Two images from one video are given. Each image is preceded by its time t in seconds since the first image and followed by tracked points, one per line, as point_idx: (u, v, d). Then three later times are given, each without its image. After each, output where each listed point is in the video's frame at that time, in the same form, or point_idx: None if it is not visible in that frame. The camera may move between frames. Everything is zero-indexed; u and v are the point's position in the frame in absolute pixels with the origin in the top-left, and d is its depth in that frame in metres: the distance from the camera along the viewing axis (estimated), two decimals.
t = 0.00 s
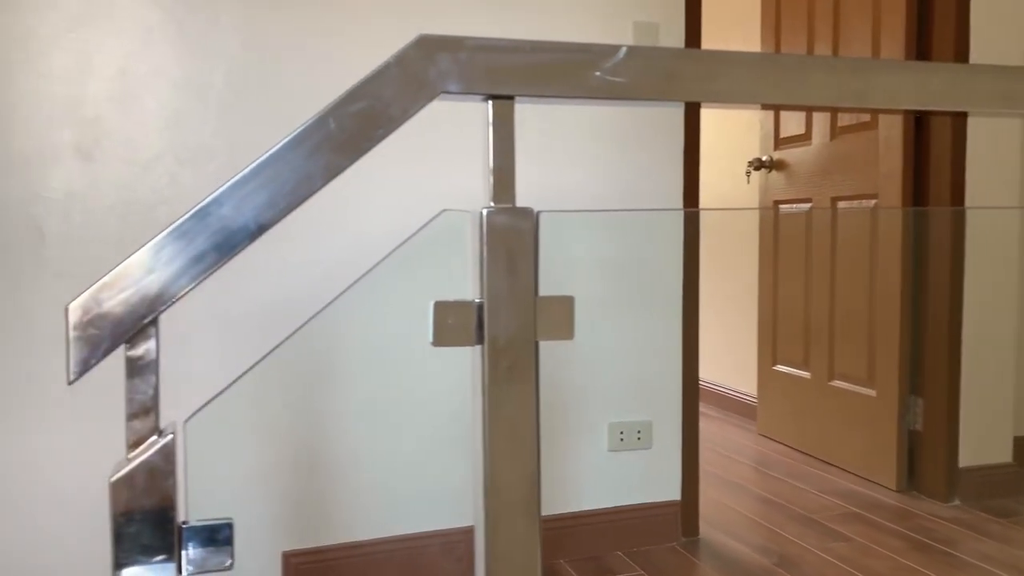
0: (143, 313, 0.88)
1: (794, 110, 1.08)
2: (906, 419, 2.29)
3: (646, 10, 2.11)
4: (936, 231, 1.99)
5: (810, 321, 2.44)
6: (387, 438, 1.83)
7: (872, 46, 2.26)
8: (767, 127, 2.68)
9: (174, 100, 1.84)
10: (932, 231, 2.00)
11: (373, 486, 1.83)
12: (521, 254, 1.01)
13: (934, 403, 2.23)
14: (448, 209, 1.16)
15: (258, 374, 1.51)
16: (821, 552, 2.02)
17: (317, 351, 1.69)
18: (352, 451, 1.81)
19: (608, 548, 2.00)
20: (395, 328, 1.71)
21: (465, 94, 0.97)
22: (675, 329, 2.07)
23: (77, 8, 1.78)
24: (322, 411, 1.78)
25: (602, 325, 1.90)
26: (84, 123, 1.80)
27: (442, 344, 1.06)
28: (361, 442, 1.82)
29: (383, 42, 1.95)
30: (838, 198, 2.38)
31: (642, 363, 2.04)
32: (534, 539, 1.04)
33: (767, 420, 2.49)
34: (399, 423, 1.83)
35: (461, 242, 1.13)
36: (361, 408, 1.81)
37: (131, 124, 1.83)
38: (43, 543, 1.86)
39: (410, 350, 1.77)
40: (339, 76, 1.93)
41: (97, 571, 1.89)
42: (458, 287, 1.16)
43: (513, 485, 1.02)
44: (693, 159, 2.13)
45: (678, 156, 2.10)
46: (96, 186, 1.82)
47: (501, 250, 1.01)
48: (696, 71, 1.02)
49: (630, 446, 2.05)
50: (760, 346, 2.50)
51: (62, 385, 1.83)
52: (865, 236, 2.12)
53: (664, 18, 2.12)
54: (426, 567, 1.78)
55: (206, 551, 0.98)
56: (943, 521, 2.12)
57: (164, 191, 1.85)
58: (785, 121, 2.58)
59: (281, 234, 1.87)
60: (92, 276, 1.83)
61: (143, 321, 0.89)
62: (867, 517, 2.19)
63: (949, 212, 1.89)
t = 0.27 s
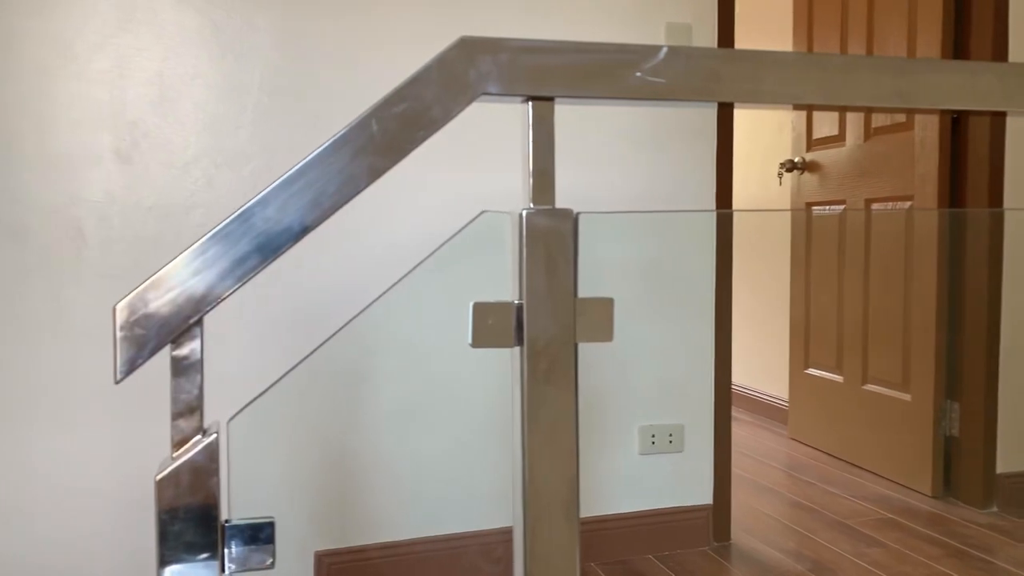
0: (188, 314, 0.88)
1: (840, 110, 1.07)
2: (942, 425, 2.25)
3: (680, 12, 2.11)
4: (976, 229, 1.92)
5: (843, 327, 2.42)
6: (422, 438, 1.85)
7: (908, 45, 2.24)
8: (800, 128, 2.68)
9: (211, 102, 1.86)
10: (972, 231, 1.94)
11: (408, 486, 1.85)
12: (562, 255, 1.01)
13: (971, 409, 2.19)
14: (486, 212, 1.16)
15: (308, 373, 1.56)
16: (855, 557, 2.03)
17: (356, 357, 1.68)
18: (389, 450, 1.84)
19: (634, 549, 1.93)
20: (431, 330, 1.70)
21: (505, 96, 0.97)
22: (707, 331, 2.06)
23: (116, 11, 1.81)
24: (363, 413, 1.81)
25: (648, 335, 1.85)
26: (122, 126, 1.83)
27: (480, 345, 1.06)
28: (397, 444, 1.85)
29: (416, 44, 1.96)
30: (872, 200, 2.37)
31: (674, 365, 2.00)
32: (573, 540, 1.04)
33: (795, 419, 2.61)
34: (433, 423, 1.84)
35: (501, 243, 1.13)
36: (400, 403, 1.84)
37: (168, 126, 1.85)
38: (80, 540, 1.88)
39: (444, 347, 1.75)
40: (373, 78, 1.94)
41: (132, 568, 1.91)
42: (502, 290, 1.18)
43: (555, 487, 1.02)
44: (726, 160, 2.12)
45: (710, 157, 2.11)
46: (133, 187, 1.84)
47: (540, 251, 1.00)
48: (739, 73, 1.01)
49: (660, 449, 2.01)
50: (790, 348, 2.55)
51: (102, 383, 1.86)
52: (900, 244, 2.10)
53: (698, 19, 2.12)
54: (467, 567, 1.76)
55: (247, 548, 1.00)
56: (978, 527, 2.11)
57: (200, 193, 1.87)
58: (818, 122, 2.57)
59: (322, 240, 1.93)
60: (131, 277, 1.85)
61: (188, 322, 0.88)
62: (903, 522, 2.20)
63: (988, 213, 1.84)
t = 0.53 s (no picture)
0: (219, 316, 0.88)
1: (870, 112, 1.06)
2: (967, 429, 2.21)
3: (702, 13, 2.10)
4: (1001, 234, 1.88)
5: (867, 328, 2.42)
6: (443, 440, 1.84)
7: (932, 46, 2.22)
8: (822, 130, 2.66)
9: (235, 105, 1.88)
10: (997, 234, 1.89)
11: (425, 489, 1.84)
12: (589, 258, 1.01)
13: (996, 413, 2.14)
14: (514, 215, 1.19)
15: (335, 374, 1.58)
16: (879, 562, 2.00)
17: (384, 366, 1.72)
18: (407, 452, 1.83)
19: (656, 552, 1.95)
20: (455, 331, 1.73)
21: (532, 99, 0.97)
22: (730, 333, 2.05)
23: (143, 15, 1.83)
24: (380, 425, 1.80)
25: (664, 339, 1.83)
26: (148, 128, 1.85)
27: (507, 348, 1.07)
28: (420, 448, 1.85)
29: (438, 46, 1.97)
30: (895, 202, 2.37)
31: (696, 367, 1.99)
32: (599, 540, 1.03)
33: (819, 424, 2.62)
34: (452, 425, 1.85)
35: (528, 246, 1.13)
36: (407, 415, 1.81)
37: (193, 129, 1.87)
38: (106, 539, 1.90)
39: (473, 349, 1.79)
40: (395, 80, 1.95)
41: (157, 567, 1.92)
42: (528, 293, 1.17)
43: (583, 488, 1.02)
44: (748, 162, 2.11)
45: (732, 159, 2.10)
46: (159, 190, 1.86)
47: (567, 256, 1.01)
48: (766, 74, 1.01)
49: (682, 453, 2.01)
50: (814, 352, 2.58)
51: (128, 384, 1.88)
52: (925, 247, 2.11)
53: (721, 20, 2.11)
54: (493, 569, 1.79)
55: (276, 548, 1.01)
56: (1004, 532, 2.08)
57: (225, 195, 1.89)
58: (841, 124, 2.56)
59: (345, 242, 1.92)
60: (156, 279, 1.87)
61: (218, 323, 0.88)
62: (928, 528, 2.16)
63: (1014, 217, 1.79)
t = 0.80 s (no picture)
0: (240, 318, 0.88)
1: (887, 114, 1.06)
2: (983, 432, 2.19)
3: (717, 16, 2.11)
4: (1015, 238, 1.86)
5: (880, 331, 2.41)
6: (460, 440, 1.89)
7: (948, 47, 2.21)
8: (836, 132, 2.65)
9: (252, 108, 1.89)
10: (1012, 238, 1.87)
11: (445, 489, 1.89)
12: (606, 260, 1.01)
13: (1012, 416, 2.12)
14: (528, 218, 1.21)
15: (353, 378, 1.55)
16: (894, 566, 2.00)
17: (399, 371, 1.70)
18: (426, 451, 1.88)
19: (671, 553, 1.95)
20: (468, 333, 1.73)
21: (550, 102, 0.97)
22: (744, 337, 2.05)
23: (161, 19, 1.84)
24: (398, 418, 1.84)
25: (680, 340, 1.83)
26: (166, 131, 1.86)
27: (526, 351, 1.08)
28: (436, 449, 1.88)
29: (454, 50, 1.97)
30: (909, 204, 2.36)
31: (710, 370, 2.00)
32: (617, 543, 1.04)
33: (833, 427, 2.59)
34: (464, 426, 1.89)
35: (545, 249, 1.14)
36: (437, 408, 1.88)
37: (210, 131, 1.88)
38: (121, 539, 1.91)
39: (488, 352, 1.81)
40: (410, 83, 1.96)
41: (175, 567, 1.94)
42: (545, 296, 1.17)
43: (599, 491, 1.02)
44: (763, 165, 2.11)
45: (747, 162, 2.10)
46: (177, 192, 1.87)
47: (584, 259, 1.01)
48: (784, 77, 1.01)
49: (696, 456, 2.01)
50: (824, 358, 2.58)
51: (145, 385, 1.90)
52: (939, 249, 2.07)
53: (736, 23, 2.11)
54: (508, 569, 1.75)
55: (294, 549, 1.01)
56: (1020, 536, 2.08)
57: (242, 197, 1.90)
58: (855, 125, 2.55)
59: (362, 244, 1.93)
60: (174, 280, 1.89)
61: (238, 324, 0.88)
62: (944, 532, 2.16)
63: None
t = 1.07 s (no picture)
0: (248, 316, 0.88)
1: (895, 114, 1.06)
2: (989, 433, 2.19)
3: (724, 16, 2.11)
4: None
5: (888, 330, 2.40)
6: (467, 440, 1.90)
7: (955, 46, 2.20)
8: (843, 132, 2.65)
9: (258, 107, 1.89)
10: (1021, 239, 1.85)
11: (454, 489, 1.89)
12: (613, 259, 1.01)
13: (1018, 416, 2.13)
14: (535, 218, 1.22)
15: (359, 379, 1.55)
16: (901, 567, 2.01)
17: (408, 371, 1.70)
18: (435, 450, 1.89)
19: (678, 554, 1.94)
20: (473, 332, 1.73)
21: (557, 101, 0.97)
22: (750, 337, 2.06)
23: (168, 18, 1.85)
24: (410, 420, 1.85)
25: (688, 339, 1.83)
26: (173, 130, 1.87)
27: (533, 349, 1.08)
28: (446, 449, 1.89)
29: (460, 49, 1.97)
30: (917, 204, 2.36)
31: (717, 371, 2.01)
32: (623, 543, 1.03)
33: (837, 427, 2.61)
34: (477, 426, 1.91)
35: (552, 249, 1.14)
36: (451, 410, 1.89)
37: (217, 131, 1.88)
38: (128, 537, 1.92)
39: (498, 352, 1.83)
40: (416, 83, 1.96)
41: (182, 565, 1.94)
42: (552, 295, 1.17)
43: (604, 490, 1.02)
44: (769, 164, 2.10)
45: (753, 161, 2.10)
46: (183, 191, 1.88)
47: (592, 257, 1.01)
48: (792, 76, 1.01)
49: (702, 455, 2.02)
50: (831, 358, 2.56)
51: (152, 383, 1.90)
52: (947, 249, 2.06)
53: (743, 23, 2.12)
54: (513, 568, 1.77)
55: (301, 547, 1.02)
56: None
57: (248, 195, 1.90)
58: (862, 125, 2.55)
59: (368, 243, 1.93)
60: (181, 279, 1.89)
61: (247, 323, 0.88)
62: (952, 533, 2.16)
63: None
